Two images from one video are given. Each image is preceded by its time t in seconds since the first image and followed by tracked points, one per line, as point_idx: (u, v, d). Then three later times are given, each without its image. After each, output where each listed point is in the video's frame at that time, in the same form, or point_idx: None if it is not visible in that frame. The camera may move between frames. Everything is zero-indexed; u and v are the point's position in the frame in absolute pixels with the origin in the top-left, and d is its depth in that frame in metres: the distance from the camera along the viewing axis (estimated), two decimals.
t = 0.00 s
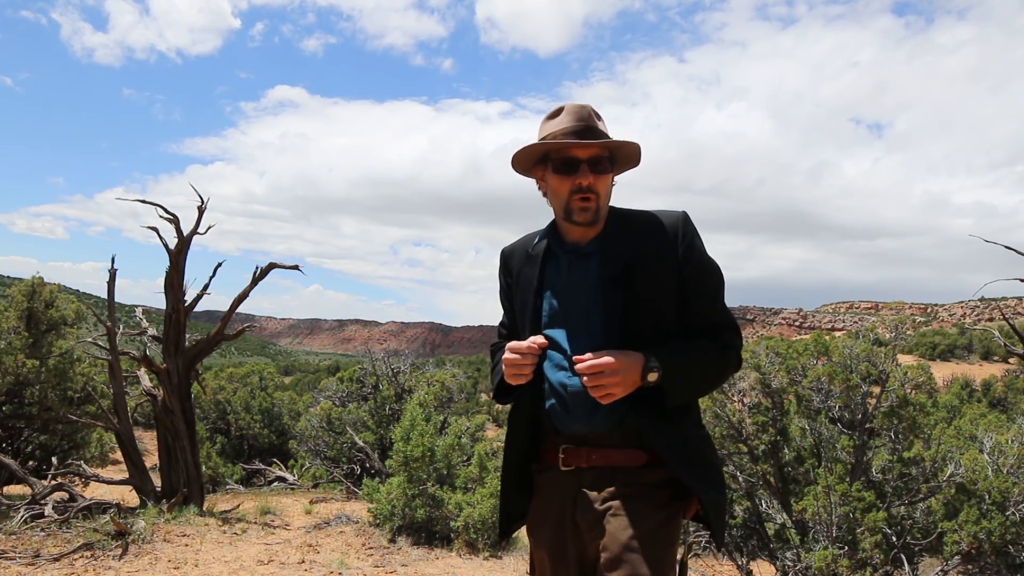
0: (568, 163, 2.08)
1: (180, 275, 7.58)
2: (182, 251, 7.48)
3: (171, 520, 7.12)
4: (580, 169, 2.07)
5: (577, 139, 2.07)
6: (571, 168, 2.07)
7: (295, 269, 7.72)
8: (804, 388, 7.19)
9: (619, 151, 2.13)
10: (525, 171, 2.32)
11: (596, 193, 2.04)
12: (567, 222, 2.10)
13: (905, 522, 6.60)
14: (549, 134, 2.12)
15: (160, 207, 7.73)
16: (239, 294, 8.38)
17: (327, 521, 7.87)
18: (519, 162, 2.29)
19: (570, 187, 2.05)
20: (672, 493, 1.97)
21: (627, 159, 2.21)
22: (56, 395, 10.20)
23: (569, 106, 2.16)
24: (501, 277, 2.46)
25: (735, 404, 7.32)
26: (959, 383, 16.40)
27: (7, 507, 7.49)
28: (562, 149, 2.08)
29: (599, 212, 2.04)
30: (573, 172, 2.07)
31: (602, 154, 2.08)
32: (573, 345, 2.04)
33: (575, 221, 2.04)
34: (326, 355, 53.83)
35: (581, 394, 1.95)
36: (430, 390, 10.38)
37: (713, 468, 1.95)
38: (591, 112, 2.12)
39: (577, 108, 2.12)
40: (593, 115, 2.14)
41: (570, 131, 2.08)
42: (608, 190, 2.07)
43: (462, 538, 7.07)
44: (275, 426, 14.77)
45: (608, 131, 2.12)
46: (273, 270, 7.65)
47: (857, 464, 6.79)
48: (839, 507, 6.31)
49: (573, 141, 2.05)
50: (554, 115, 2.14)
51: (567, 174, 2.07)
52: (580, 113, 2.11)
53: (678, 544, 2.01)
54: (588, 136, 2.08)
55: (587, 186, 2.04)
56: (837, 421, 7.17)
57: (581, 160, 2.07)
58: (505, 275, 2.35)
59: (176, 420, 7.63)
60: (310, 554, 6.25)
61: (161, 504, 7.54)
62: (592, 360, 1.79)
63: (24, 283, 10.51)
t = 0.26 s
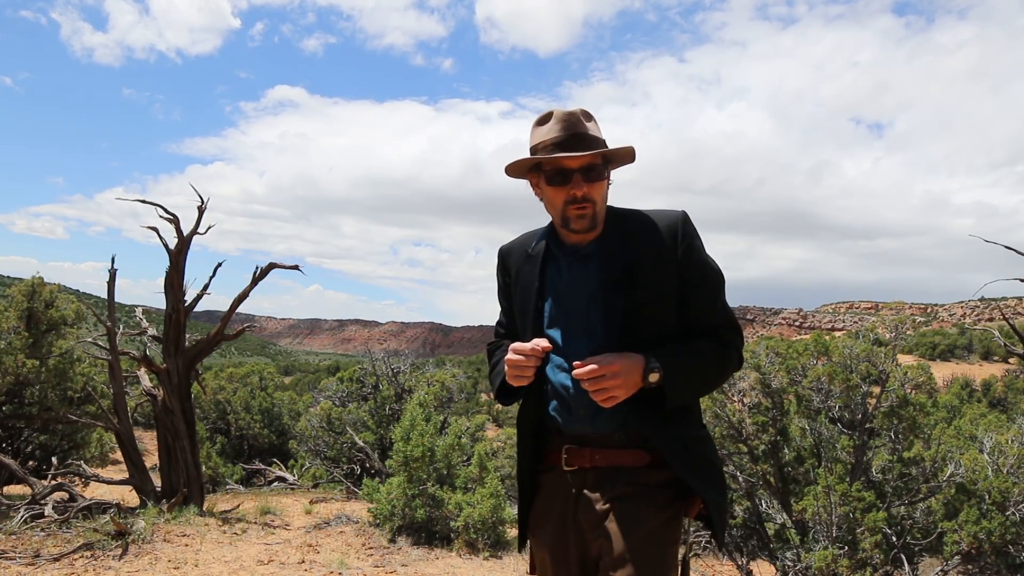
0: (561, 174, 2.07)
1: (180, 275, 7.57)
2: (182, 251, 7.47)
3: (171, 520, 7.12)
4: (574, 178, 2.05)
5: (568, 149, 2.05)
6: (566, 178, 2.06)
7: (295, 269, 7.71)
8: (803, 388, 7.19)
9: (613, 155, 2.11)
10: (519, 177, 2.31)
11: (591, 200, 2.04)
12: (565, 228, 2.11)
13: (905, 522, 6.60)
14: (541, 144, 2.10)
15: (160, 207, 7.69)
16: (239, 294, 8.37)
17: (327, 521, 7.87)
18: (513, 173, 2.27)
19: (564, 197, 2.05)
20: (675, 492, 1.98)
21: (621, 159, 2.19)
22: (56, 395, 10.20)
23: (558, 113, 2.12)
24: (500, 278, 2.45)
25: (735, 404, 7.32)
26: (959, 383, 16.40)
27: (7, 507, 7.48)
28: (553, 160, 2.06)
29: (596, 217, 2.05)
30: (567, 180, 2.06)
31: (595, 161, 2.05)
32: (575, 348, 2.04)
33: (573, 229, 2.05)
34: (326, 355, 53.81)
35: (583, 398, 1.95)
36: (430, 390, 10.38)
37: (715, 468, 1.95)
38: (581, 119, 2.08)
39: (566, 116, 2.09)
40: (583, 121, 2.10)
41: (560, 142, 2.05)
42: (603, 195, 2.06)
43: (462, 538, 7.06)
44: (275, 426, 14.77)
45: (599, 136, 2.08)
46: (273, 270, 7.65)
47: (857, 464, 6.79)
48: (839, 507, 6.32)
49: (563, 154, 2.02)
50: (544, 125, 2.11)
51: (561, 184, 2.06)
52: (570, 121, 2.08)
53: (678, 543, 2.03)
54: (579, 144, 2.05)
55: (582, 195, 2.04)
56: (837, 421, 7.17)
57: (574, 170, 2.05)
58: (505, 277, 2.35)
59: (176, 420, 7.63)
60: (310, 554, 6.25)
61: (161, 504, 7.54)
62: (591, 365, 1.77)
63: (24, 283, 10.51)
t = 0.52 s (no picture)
0: (561, 172, 2.06)
1: (180, 275, 7.58)
2: (182, 251, 7.47)
3: (171, 520, 7.12)
4: (574, 177, 2.06)
5: (567, 148, 2.05)
6: (564, 176, 2.06)
7: (295, 269, 7.70)
8: (803, 388, 7.19)
9: (612, 155, 2.12)
10: (518, 177, 2.31)
11: (590, 199, 2.04)
12: (564, 228, 2.11)
13: (905, 522, 6.60)
14: (540, 144, 2.10)
15: (159, 207, 7.52)
16: (238, 293, 8.36)
17: (327, 521, 7.87)
18: (512, 173, 2.27)
19: (564, 195, 2.05)
20: (674, 492, 1.98)
21: (620, 159, 2.19)
22: (56, 395, 10.21)
23: (556, 112, 2.13)
24: (499, 277, 2.45)
25: (735, 404, 7.32)
26: (959, 383, 16.40)
27: (7, 507, 7.48)
28: (553, 159, 2.06)
29: (596, 216, 2.05)
30: (566, 179, 2.06)
31: (594, 160, 2.05)
32: (575, 348, 2.04)
33: (572, 228, 2.05)
34: (326, 355, 53.81)
35: (583, 398, 1.95)
36: (430, 390, 10.39)
37: (714, 469, 1.95)
38: (580, 118, 2.09)
39: (565, 116, 2.09)
40: (582, 120, 2.10)
41: (560, 141, 2.06)
42: (603, 194, 2.07)
43: (462, 538, 7.07)
44: (275, 426, 14.77)
45: (598, 136, 2.09)
46: (273, 270, 7.64)
47: (857, 464, 6.79)
48: (839, 507, 6.32)
49: (562, 153, 2.02)
50: (543, 124, 2.11)
51: (561, 183, 2.06)
52: (569, 120, 2.08)
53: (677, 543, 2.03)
54: (578, 143, 2.06)
55: (581, 194, 2.04)
56: (837, 421, 7.17)
57: (573, 169, 2.05)
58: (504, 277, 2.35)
59: (176, 420, 7.63)
60: (310, 554, 6.25)
61: (161, 504, 7.54)
62: (593, 365, 1.77)
63: (24, 283, 10.51)
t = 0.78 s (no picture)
0: (557, 173, 2.06)
1: (180, 275, 7.58)
2: (182, 251, 7.47)
3: (171, 520, 7.12)
4: (569, 178, 2.06)
5: (564, 149, 2.05)
6: (560, 177, 2.06)
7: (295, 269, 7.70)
8: (803, 388, 7.20)
9: (609, 156, 2.12)
10: (515, 178, 2.30)
11: (587, 199, 2.04)
12: (561, 228, 2.11)
13: (905, 522, 6.60)
14: (536, 145, 2.10)
15: (159, 207, 7.56)
16: (238, 293, 8.35)
17: (327, 521, 7.87)
18: (509, 174, 2.26)
19: (560, 196, 2.05)
20: (673, 492, 1.98)
21: (616, 161, 2.20)
22: (56, 395, 10.21)
23: (552, 113, 2.13)
24: (497, 278, 2.45)
25: (735, 404, 7.32)
26: (959, 383, 16.41)
27: (7, 507, 7.48)
28: (549, 160, 2.06)
29: (593, 216, 2.04)
30: (563, 180, 2.06)
31: (590, 161, 2.05)
32: (573, 349, 2.04)
33: (568, 228, 2.05)
34: (325, 355, 53.81)
35: (581, 398, 1.95)
36: (430, 390, 10.39)
37: (713, 469, 1.95)
38: (576, 119, 2.09)
39: (561, 117, 2.09)
40: (578, 121, 2.10)
41: (555, 142, 2.06)
42: (600, 194, 2.06)
43: (462, 538, 7.06)
44: (275, 426, 14.77)
45: (594, 137, 2.08)
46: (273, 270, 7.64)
47: (857, 464, 6.79)
48: (839, 507, 6.32)
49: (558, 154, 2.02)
50: (539, 126, 2.12)
51: (557, 184, 2.06)
52: (565, 121, 2.08)
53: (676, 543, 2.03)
54: (575, 144, 2.06)
55: (577, 194, 2.04)
56: (837, 421, 7.18)
57: (570, 170, 2.05)
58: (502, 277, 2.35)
59: (176, 420, 7.63)
60: (310, 554, 6.25)
61: (161, 504, 7.54)
62: (590, 366, 1.77)
63: (24, 283, 10.51)
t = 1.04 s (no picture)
0: (554, 173, 2.06)
1: (180, 275, 7.58)
2: (182, 251, 7.48)
3: (171, 520, 7.12)
4: (567, 177, 2.05)
5: (560, 149, 2.05)
6: (557, 177, 2.06)
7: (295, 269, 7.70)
8: (804, 388, 7.20)
9: (605, 155, 2.11)
10: (511, 178, 2.30)
11: (583, 199, 2.04)
12: (559, 228, 2.11)
13: (905, 522, 6.60)
14: (534, 145, 2.09)
15: (160, 207, 7.58)
16: (239, 293, 8.35)
17: (327, 521, 7.87)
18: (505, 174, 2.26)
19: (556, 196, 2.05)
20: (671, 493, 1.98)
21: (613, 159, 2.19)
22: (56, 395, 10.21)
23: (549, 113, 2.13)
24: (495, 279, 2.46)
25: (735, 404, 7.31)
26: (959, 382, 16.42)
27: (7, 507, 7.48)
28: (546, 160, 2.06)
29: (590, 216, 2.04)
30: (559, 180, 2.06)
31: (587, 161, 2.05)
32: (571, 349, 2.04)
33: (565, 227, 2.05)
34: (325, 355, 53.81)
35: (578, 398, 1.95)
36: (430, 390, 10.39)
37: (712, 470, 1.95)
38: (573, 119, 2.08)
39: (557, 116, 2.09)
40: (574, 121, 2.10)
41: (553, 141, 2.06)
42: (596, 194, 2.06)
43: (462, 538, 7.06)
44: (275, 426, 14.77)
45: (591, 136, 2.08)
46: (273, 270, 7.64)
47: (857, 464, 6.79)
48: (839, 507, 6.31)
49: (555, 154, 2.02)
50: (536, 126, 2.11)
51: (554, 184, 2.06)
52: (561, 121, 2.08)
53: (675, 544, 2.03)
54: (571, 144, 2.06)
55: (574, 194, 2.04)
56: (837, 421, 7.18)
57: (566, 170, 2.05)
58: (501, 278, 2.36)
59: (176, 420, 7.63)
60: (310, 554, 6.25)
61: (161, 504, 7.54)
62: (587, 367, 1.77)
63: (24, 283, 10.51)
